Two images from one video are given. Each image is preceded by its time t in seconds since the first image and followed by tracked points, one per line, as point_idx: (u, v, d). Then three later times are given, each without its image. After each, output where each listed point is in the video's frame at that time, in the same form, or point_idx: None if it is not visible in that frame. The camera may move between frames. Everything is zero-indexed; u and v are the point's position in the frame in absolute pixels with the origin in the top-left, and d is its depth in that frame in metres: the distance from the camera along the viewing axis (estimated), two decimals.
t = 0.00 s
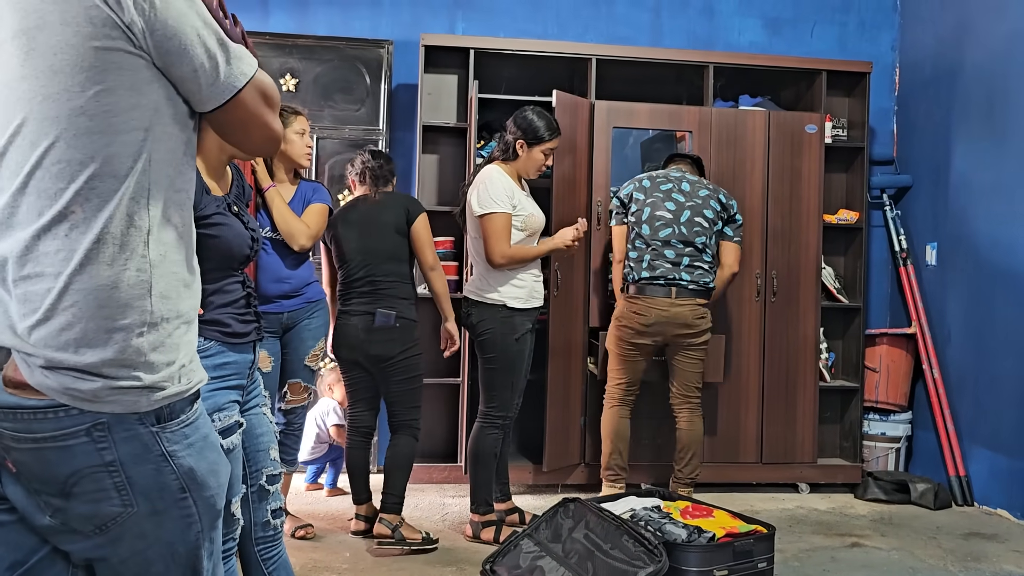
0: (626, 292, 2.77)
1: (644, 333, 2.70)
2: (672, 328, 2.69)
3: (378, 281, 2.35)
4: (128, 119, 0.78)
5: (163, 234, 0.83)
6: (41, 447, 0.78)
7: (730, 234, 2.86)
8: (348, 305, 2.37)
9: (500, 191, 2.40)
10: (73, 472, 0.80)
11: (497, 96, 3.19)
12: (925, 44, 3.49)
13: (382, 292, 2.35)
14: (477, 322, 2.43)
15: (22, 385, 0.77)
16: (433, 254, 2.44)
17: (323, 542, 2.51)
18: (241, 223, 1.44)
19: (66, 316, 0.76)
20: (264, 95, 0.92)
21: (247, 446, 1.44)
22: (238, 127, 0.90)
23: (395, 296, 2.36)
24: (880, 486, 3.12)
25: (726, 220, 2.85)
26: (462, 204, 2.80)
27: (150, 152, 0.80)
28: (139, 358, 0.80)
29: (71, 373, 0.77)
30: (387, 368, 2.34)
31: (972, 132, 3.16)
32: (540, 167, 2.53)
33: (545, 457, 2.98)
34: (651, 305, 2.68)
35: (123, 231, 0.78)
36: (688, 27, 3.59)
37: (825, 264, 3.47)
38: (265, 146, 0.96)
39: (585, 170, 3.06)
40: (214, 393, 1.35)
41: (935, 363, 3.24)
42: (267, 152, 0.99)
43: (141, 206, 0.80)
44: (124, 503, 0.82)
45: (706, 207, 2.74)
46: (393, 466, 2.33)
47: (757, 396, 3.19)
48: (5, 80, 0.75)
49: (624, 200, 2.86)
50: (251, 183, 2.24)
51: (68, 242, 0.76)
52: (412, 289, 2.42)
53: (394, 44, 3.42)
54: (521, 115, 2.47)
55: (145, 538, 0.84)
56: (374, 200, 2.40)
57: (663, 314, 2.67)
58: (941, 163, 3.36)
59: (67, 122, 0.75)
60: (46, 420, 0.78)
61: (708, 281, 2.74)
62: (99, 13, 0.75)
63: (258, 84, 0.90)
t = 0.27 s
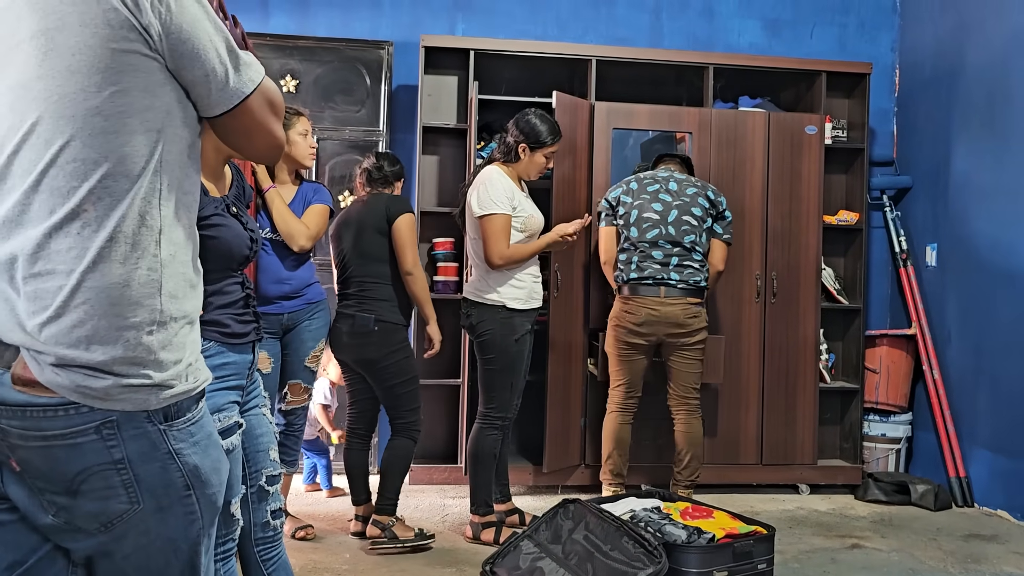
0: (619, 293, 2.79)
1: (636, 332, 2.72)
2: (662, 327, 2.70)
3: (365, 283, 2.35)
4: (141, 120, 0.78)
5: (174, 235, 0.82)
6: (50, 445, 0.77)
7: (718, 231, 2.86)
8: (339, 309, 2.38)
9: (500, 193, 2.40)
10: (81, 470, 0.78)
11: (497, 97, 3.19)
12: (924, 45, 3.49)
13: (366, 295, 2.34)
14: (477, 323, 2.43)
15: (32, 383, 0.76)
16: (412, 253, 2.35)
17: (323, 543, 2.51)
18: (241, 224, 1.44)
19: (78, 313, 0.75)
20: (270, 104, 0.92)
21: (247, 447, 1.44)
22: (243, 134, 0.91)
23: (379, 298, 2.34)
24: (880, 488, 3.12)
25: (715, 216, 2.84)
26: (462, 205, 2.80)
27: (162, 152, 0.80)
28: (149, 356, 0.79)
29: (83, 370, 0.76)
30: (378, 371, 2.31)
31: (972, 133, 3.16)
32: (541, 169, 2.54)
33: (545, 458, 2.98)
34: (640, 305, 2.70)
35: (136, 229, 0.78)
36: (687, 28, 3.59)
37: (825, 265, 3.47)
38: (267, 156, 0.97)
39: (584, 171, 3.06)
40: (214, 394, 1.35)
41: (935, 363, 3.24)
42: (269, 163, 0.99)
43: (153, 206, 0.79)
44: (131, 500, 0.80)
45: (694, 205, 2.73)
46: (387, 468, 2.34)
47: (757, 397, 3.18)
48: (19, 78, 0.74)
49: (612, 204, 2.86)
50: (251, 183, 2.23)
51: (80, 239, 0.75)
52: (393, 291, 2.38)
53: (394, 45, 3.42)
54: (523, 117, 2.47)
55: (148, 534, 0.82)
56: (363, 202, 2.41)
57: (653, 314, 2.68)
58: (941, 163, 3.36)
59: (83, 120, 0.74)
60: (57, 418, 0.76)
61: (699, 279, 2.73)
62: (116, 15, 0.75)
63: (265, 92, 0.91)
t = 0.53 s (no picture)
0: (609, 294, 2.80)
1: (623, 332, 2.73)
2: (648, 327, 2.70)
3: (361, 281, 2.35)
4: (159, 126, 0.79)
5: (188, 237, 0.83)
6: (65, 439, 0.75)
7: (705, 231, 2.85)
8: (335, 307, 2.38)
9: (499, 195, 2.40)
10: (95, 464, 0.77)
11: (496, 98, 3.19)
12: (923, 46, 3.49)
13: (361, 292, 2.35)
14: (476, 323, 2.44)
15: (49, 378, 0.75)
16: (407, 252, 2.34)
17: (322, 544, 2.51)
18: (242, 226, 1.44)
19: (98, 311, 0.76)
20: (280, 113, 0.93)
21: (247, 447, 1.44)
22: (255, 145, 0.91)
23: (374, 297, 2.35)
24: (879, 489, 3.13)
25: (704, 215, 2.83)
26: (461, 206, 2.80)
27: (178, 157, 0.81)
28: (165, 353, 0.80)
29: (101, 366, 0.76)
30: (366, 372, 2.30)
31: (971, 135, 3.17)
32: (540, 171, 2.55)
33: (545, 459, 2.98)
34: (626, 305, 2.71)
35: (153, 231, 0.78)
36: (686, 30, 3.60)
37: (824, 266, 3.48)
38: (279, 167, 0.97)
39: (583, 172, 3.06)
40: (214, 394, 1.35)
41: (933, 364, 3.25)
42: (279, 172, 0.99)
43: (170, 208, 0.80)
44: (141, 495, 0.79)
45: (681, 206, 2.72)
46: (376, 475, 2.36)
47: (756, 398, 3.19)
48: (39, 84, 0.74)
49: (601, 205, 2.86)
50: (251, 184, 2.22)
51: (100, 241, 0.75)
52: (388, 291, 2.38)
53: (393, 46, 3.43)
54: (523, 119, 2.48)
55: (153, 530, 0.80)
56: (365, 202, 2.41)
57: (639, 314, 2.69)
58: (940, 164, 3.37)
59: (102, 125, 0.75)
60: (71, 412, 0.75)
61: (685, 281, 2.73)
62: (137, 24, 0.76)
63: (274, 101, 0.91)
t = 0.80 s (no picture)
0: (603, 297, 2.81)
1: (612, 334, 2.74)
2: (636, 328, 2.70)
3: (367, 280, 2.36)
4: (175, 133, 0.80)
5: (205, 238, 0.85)
6: (87, 429, 0.77)
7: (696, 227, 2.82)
8: (337, 305, 2.37)
9: (498, 196, 2.40)
10: (115, 454, 0.78)
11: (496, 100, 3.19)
12: (923, 47, 3.49)
13: (367, 292, 2.35)
14: (476, 324, 2.44)
15: (74, 370, 0.77)
16: (424, 257, 2.42)
17: (322, 546, 2.51)
18: (241, 227, 1.44)
19: (120, 308, 0.78)
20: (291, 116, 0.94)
21: (247, 450, 1.42)
22: (266, 148, 0.92)
23: (381, 297, 2.36)
24: (879, 490, 3.13)
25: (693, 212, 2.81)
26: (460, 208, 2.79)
27: (195, 161, 0.83)
28: (185, 347, 0.82)
29: (124, 358, 0.78)
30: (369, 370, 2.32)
31: (971, 135, 3.16)
32: (539, 172, 2.54)
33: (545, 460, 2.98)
34: (615, 307, 2.72)
35: (171, 232, 0.81)
36: (686, 31, 3.60)
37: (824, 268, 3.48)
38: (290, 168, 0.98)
39: (583, 174, 3.06)
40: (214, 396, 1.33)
41: (933, 365, 3.24)
42: (289, 174, 1.01)
43: (187, 211, 0.82)
44: (158, 486, 0.80)
45: (666, 205, 2.71)
46: (370, 475, 2.36)
47: (756, 399, 3.19)
48: (60, 95, 0.77)
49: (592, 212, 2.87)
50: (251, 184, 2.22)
51: (121, 242, 0.78)
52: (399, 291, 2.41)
53: (393, 47, 3.43)
54: (522, 120, 2.48)
55: (165, 521, 0.81)
56: (374, 202, 2.42)
57: (628, 316, 2.70)
58: (940, 165, 3.37)
59: (121, 133, 0.77)
60: (92, 403, 0.77)
61: (675, 281, 2.71)
62: (154, 35, 0.78)
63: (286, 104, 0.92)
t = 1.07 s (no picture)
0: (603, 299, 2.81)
1: (614, 336, 2.74)
2: (636, 329, 2.70)
3: (380, 287, 2.40)
4: (193, 144, 0.86)
5: (224, 239, 0.91)
6: (117, 418, 0.82)
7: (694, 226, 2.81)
8: (349, 313, 2.37)
9: (498, 198, 2.40)
10: (145, 442, 0.83)
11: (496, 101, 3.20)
12: (923, 48, 3.49)
13: (385, 298, 2.39)
14: (475, 325, 2.43)
15: (106, 362, 0.82)
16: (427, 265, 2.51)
17: (322, 547, 2.51)
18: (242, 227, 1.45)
19: (149, 304, 0.84)
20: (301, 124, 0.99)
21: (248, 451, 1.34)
22: (279, 156, 0.97)
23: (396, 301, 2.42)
24: (879, 492, 3.12)
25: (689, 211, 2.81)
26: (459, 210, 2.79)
27: (213, 168, 0.89)
28: (210, 339, 0.88)
29: (155, 348, 0.83)
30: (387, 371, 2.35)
31: (971, 136, 3.16)
32: (538, 173, 2.54)
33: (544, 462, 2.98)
34: (616, 308, 2.73)
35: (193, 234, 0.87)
36: (686, 32, 3.60)
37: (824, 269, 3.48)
38: (300, 173, 1.03)
39: (583, 175, 3.07)
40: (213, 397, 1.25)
41: (933, 366, 3.24)
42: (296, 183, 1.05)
43: (207, 215, 0.88)
44: (184, 473, 0.85)
45: (664, 206, 2.71)
46: (374, 471, 2.35)
47: (755, 400, 3.19)
48: (84, 110, 0.83)
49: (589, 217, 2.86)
50: (251, 186, 2.22)
51: (147, 244, 0.84)
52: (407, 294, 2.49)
53: (393, 49, 3.43)
54: (522, 122, 2.48)
55: (187, 508, 0.86)
56: (372, 209, 2.44)
57: (629, 317, 2.70)
58: (940, 166, 3.36)
59: (144, 145, 0.83)
60: (123, 392, 0.82)
61: (675, 282, 2.72)
62: (169, 53, 0.83)
63: (296, 113, 0.97)
